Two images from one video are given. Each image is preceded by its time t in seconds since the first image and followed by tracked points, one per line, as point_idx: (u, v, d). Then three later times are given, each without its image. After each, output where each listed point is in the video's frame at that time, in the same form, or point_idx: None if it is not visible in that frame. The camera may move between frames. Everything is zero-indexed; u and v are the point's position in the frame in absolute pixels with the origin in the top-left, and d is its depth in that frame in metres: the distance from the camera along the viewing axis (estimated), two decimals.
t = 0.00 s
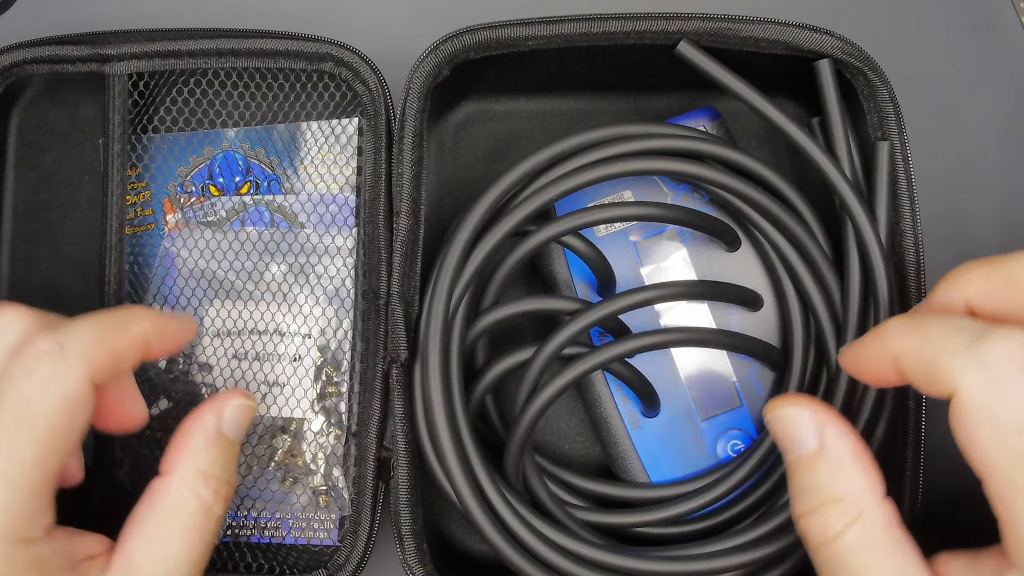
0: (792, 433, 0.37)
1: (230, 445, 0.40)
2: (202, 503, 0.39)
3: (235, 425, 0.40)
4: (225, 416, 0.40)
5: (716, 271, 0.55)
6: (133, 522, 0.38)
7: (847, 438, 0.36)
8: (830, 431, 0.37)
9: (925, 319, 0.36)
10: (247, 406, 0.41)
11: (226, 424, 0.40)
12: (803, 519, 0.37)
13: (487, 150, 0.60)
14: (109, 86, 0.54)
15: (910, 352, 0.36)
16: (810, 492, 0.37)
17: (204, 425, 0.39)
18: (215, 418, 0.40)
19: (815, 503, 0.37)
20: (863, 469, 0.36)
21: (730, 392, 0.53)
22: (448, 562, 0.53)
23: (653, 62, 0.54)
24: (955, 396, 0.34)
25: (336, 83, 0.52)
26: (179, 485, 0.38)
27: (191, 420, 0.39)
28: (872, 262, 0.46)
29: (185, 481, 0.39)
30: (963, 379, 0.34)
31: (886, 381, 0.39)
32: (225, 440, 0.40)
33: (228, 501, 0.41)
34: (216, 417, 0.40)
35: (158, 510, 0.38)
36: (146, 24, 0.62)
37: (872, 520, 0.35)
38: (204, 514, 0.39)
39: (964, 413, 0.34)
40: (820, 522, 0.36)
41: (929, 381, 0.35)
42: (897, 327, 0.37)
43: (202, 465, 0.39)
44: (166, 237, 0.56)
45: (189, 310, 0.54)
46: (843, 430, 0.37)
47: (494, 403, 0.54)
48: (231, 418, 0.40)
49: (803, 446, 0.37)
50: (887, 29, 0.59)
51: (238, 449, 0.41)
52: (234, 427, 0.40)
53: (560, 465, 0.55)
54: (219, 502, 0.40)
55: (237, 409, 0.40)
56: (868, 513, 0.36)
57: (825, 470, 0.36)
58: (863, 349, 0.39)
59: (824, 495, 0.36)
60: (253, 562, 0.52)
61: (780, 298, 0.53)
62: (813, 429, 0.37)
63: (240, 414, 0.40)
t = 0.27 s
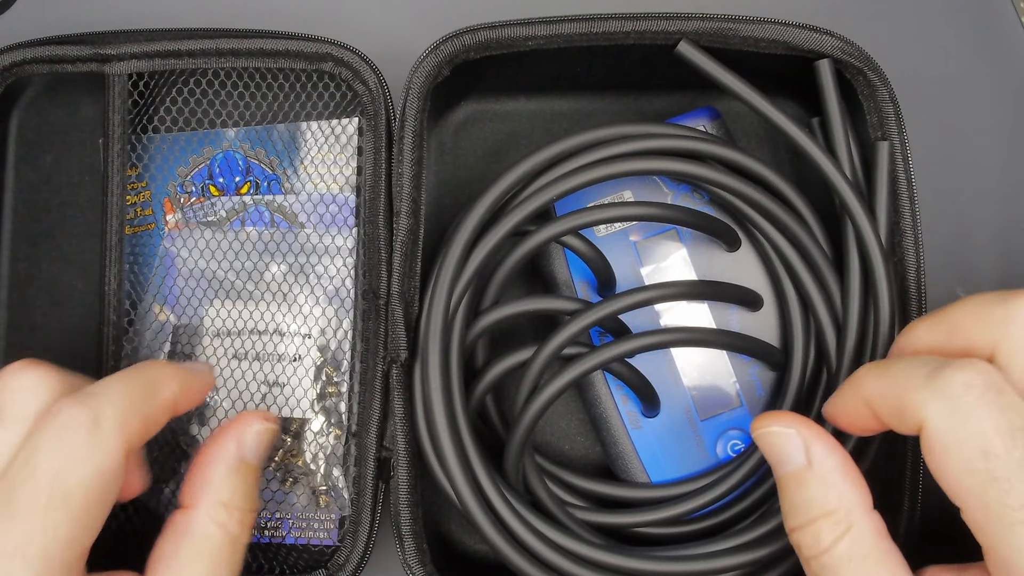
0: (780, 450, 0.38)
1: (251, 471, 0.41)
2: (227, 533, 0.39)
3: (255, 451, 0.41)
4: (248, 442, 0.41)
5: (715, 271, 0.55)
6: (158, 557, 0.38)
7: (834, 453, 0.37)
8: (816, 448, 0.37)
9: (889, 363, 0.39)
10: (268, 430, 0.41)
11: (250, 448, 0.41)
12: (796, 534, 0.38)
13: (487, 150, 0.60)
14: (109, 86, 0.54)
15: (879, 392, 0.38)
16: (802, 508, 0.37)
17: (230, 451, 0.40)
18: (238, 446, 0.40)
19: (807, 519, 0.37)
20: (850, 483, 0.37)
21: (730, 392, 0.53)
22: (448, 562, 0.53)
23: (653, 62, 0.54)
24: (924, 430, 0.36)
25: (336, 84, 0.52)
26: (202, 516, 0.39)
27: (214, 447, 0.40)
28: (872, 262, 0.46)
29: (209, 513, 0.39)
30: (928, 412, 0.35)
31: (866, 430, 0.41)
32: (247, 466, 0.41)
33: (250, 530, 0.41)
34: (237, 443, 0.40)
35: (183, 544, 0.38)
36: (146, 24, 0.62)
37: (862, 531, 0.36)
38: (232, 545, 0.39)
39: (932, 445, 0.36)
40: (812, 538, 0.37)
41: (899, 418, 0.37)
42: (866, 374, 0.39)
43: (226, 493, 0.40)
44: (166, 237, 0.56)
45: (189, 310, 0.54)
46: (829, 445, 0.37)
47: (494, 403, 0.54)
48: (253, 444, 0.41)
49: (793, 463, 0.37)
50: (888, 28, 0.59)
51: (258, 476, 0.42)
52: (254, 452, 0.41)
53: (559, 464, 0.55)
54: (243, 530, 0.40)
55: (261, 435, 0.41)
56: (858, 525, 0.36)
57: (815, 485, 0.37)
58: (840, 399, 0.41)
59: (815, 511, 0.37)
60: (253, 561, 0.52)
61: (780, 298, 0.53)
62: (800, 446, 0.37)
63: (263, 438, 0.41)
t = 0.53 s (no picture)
0: (794, 459, 0.39)
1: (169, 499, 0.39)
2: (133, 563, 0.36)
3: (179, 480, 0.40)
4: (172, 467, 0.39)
5: (716, 271, 0.55)
6: None
7: (851, 456, 0.38)
8: (832, 451, 0.39)
9: (928, 329, 0.35)
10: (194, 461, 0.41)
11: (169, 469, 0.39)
12: (825, 542, 0.37)
13: (487, 150, 0.60)
14: (109, 86, 0.54)
15: (909, 363, 0.35)
16: (824, 515, 0.38)
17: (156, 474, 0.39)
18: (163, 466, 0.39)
19: (830, 525, 0.37)
20: (871, 488, 0.38)
21: (730, 392, 0.53)
22: (448, 561, 0.53)
23: (653, 62, 0.54)
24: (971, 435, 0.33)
25: (336, 84, 0.52)
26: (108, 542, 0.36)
27: (131, 472, 0.39)
28: (872, 261, 0.46)
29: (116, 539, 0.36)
30: (971, 417, 0.32)
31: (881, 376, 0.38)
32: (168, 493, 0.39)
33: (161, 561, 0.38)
34: (159, 467, 0.39)
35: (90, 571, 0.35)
36: (147, 24, 0.62)
37: (885, 538, 0.36)
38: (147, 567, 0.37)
39: (983, 454, 0.33)
40: (836, 545, 0.37)
41: (927, 396, 0.34)
42: (899, 336, 0.36)
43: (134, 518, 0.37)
44: (166, 237, 0.56)
45: (189, 310, 0.54)
46: (846, 449, 0.39)
47: (494, 403, 0.54)
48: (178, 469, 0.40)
49: (812, 471, 0.39)
50: (888, 28, 0.59)
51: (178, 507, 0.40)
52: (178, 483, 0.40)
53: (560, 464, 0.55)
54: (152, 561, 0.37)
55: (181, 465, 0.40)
56: (880, 532, 0.36)
57: (833, 491, 0.38)
58: (862, 350, 0.39)
59: (837, 518, 0.37)
60: (253, 562, 0.52)
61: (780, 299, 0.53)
62: (815, 452, 0.39)
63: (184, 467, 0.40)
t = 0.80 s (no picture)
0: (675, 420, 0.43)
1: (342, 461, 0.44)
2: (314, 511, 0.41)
3: (356, 444, 0.45)
4: (350, 433, 0.44)
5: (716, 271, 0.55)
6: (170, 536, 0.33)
7: (720, 411, 0.43)
8: (703, 412, 0.42)
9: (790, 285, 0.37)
10: (368, 424, 0.45)
11: (349, 434, 0.44)
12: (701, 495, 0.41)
13: (487, 150, 0.60)
14: (109, 86, 0.54)
15: (725, 299, 0.40)
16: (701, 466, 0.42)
17: (337, 435, 0.44)
18: (339, 429, 0.44)
19: (705, 475, 0.41)
20: (739, 440, 0.41)
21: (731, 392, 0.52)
22: (448, 561, 0.53)
23: (653, 62, 0.54)
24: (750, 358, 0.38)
25: (336, 83, 0.52)
26: (299, 485, 0.41)
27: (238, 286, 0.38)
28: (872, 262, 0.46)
29: (318, 468, 0.43)
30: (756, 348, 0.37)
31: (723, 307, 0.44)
32: (343, 453, 0.44)
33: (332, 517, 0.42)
34: (340, 428, 0.44)
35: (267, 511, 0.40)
36: (147, 24, 0.62)
37: (752, 485, 0.39)
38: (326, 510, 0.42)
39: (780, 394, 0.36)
40: (710, 497, 0.40)
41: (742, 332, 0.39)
42: (726, 277, 0.41)
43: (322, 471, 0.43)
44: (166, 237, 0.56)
45: (189, 310, 0.53)
46: (716, 406, 0.43)
47: (494, 403, 0.54)
48: (354, 434, 0.44)
49: (691, 428, 0.43)
50: (886, 29, 0.59)
51: (354, 470, 0.46)
52: (355, 450, 0.45)
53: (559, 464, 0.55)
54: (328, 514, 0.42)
55: (365, 428, 0.45)
56: (748, 481, 0.40)
57: (709, 442, 0.42)
58: (711, 299, 0.42)
59: (710, 471, 0.41)
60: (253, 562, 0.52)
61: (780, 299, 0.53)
62: (690, 413, 0.43)
63: (364, 436, 0.45)
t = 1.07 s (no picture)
0: (688, 441, 0.37)
1: (269, 485, 0.40)
2: (261, 546, 0.38)
3: (277, 462, 0.41)
4: (265, 453, 0.40)
5: (716, 271, 0.55)
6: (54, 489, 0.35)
7: (736, 435, 0.36)
8: (718, 433, 0.36)
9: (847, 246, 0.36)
10: (287, 441, 0.42)
11: (268, 458, 0.40)
12: (708, 526, 0.36)
13: (487, 150, 0.60)
14: (109, 86, 0.53)
15: (817, 275, 0.36)
16: (711, 495, 0.36)
17: (248, 470, 0.39)
18: (258, 459, 0.40)
19: (716, 503, 0.36)
20: (759, 469, 0.35)
21: (730, 392, 0.53)
22: (448, 561, 0.53)
23: (653, 62, 0.54)
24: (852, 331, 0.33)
25: (336, 84, 0.52)
26: (231, 528, 0.37)
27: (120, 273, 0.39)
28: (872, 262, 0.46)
29: (240, 525, 0.37)
30: (860, 311, 0.32)
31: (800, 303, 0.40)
32: (268, 477, 0.40)
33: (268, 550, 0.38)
34: (260, 454, 0.40)
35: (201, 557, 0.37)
36: (147, 24, 0.62)
37: (764, 518, 0.34)
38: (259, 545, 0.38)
39: (863, 353, 0.32)
40: (717, 525, 0.36)
41: (828, 303, 0.35)
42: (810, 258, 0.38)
43: (256, 506, 0.38)
44: (167, 237, 0.56)
45: (189, 310, 0.54)
46: (730, 427, 0.37)
47: (494, 403, 0.54)
48: (270, 454, 0.41)
49: (700, 452, 0.37)
50: (887, 29, 0.59)
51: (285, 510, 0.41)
52: (277, 471, 0.41)
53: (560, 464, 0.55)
54: (267, 547, 0.38)
55: (274, 452, 0.41)
56: (758, 511, 0.35)
57: (721, 469, 0.36)
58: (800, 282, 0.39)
59: (718, 497, 0.36)
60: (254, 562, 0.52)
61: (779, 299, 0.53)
62: (701, 435, 0.37)
63: (277, 454, 0.41)
